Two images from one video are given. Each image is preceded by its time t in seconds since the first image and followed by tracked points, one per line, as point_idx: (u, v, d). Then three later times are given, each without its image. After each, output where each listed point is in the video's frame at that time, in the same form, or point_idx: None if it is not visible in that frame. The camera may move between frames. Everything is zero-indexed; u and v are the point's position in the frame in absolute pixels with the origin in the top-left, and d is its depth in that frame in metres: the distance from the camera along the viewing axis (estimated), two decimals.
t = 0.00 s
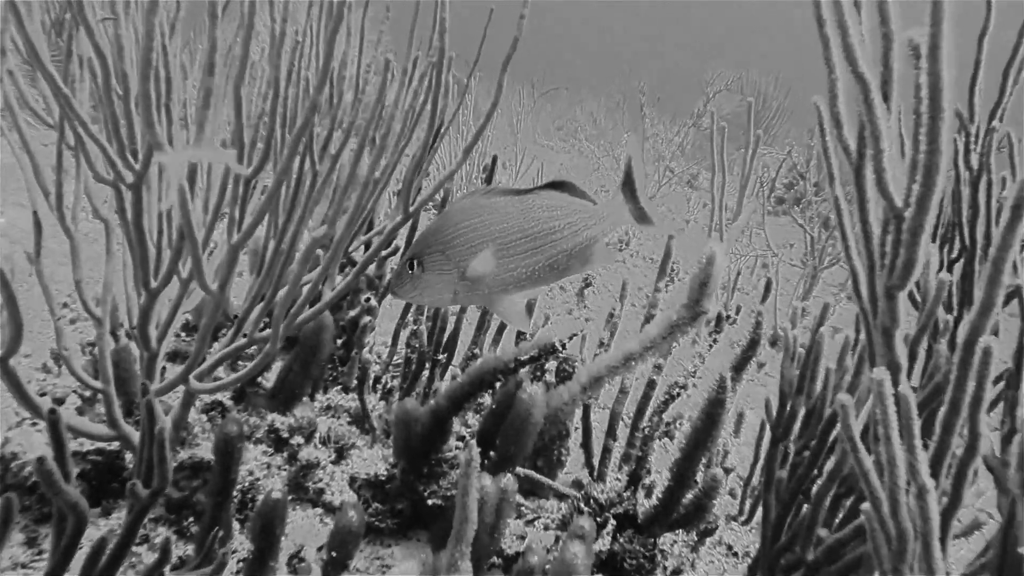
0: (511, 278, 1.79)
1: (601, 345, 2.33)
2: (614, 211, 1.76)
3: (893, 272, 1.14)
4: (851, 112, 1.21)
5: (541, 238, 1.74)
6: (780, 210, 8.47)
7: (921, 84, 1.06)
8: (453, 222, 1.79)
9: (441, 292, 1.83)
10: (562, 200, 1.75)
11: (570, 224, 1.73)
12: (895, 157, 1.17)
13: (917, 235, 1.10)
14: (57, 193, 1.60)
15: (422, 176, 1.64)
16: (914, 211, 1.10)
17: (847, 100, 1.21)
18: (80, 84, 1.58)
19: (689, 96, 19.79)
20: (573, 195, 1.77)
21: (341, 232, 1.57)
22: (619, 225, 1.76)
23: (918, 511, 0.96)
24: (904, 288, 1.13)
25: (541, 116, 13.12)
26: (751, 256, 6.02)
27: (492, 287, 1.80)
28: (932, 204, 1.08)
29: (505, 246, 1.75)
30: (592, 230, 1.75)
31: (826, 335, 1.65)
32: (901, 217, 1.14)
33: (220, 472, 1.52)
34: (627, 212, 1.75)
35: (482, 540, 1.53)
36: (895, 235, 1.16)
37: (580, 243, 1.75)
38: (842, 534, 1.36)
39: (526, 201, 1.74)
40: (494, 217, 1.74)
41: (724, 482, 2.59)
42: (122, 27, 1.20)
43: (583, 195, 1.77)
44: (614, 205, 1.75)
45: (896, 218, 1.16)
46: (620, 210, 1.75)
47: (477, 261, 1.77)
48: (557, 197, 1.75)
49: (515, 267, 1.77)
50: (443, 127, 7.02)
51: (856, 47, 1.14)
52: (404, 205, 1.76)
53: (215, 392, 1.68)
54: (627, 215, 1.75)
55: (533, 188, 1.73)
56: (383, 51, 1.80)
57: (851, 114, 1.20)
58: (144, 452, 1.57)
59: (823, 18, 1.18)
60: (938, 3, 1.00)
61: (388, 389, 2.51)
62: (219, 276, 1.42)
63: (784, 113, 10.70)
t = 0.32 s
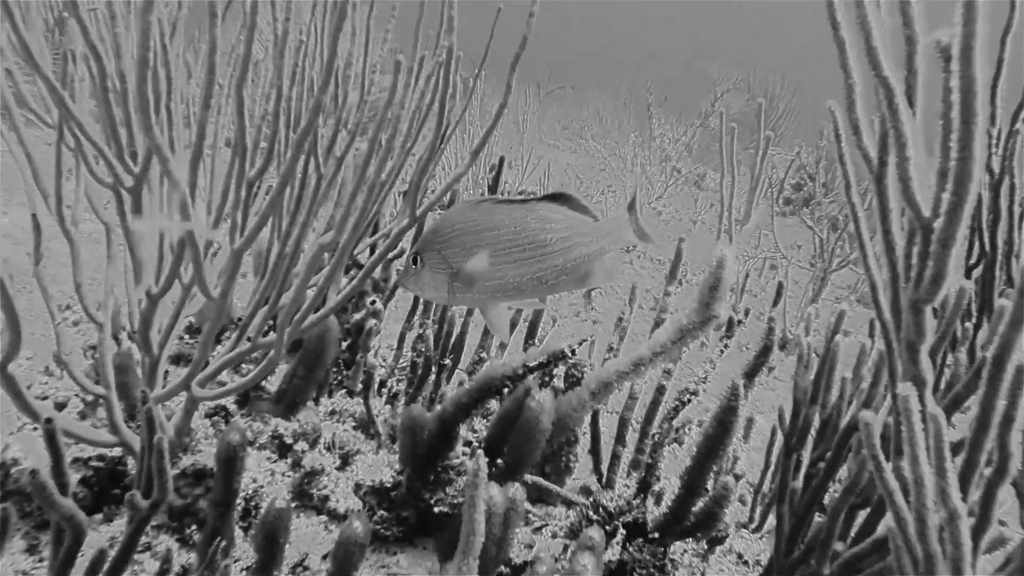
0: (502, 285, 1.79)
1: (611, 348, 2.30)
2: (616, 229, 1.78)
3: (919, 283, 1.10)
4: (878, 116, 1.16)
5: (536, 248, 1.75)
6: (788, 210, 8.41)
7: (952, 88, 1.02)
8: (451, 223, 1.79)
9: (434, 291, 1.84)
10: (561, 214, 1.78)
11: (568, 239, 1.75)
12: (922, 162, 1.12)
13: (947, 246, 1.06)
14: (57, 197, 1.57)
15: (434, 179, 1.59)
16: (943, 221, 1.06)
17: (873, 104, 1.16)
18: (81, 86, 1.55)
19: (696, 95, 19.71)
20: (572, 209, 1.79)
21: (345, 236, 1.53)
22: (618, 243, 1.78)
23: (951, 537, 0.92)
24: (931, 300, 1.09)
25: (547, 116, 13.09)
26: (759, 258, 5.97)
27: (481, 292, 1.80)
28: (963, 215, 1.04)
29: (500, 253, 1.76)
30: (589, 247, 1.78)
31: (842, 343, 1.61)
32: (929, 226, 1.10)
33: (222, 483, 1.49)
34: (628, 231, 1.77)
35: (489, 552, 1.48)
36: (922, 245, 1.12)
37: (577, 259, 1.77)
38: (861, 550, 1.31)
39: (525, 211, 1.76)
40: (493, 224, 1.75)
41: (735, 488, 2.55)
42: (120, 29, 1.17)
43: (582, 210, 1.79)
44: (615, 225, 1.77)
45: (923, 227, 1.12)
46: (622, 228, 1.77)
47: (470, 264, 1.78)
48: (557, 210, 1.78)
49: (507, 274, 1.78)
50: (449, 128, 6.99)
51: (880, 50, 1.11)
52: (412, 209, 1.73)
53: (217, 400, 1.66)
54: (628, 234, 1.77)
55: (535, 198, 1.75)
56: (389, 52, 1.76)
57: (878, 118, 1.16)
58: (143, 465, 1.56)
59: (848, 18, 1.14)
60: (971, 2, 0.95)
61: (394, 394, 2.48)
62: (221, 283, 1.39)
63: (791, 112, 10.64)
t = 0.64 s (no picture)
0: (490, 287, 1.78)
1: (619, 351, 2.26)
2: (608, 247, 1.72)
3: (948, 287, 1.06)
4: (902, 113, 1.13)
5: (524, 254, 1.73)
6: (793, 210, 8.36)
7: (985, 82, 0.98)
8: (449, 221, 1.78)
9: (429, 286, 1.86)
10: (555, 222, 1.74)
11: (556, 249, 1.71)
12: (950, 161, 1.09)
13: (981, 249, 1.02)
14: (57, 198, 1.55)
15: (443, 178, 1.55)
16: (977, 223, 1.02)
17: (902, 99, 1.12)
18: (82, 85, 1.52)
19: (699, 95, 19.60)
20: (566, 219, 1.75)
21: (350, 237, 1.50)
22: (610, 259, 1.72)
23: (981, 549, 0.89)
24: (962, 307, 1.06)
25: (550, 116, 13.06)
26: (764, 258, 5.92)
27: (471, 291, 1.79)
28: (998, 216, 1.00)
29: (489, 255, 1.74)
30: (578, 259, 1.74)
31: (856, 346, 1.58)
32: (961, 229, 1.07)
33: (223, 488, 1.45)
34: (622, 248, 1.71)
35: (497, 560, 1.44)
36: (951, 247, 1.08)
37: (564, 270, 1.74)
38: (878, 561, 1.28)
39: (518, 215, 1.72)
40: (483, 225, 1.73)
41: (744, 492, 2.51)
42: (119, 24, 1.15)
43: (577, 221, 1.75)
44: (608, 241, 1.71)
45: (953, 229, 1.08)
46: (614, 245, 1.71)
47: (462, 262, 1.77)
48: (551, 218, 1.74)
49: (495, 276, 1.76)
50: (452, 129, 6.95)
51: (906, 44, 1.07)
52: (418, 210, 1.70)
53: (220, 404, 1.63)
54: (621, 251, 1.71)
55: (529, 203, 1.72)
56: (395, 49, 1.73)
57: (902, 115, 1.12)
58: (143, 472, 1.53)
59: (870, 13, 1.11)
60: None
61: (398, 397, 2.45)
62: (223, 285, 1.35)
63: (796, 111, 10.57)
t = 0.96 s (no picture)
0: (475, 287, 1.82)
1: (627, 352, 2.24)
2: (594, 256, 1.67)
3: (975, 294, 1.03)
4: (922, 113, 1.10)
5: (508, 256, 1.74)
6: (799, 207, 8.31)
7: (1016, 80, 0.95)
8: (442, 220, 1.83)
9: (423, 281, 1.94)
10: (542, 227, 1.73)
11: (539, 254, 1.71)
12: (975, 162, 1.06)
13: (1010, 255, 0.99)
14: (57, 200, 1.53)
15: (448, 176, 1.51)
16: (1007, 227, 0.99)
17: (923, 98, 1.09)
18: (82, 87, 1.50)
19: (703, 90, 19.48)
20: (555, 223, 1.73)
21: (354, 239, 1.48)
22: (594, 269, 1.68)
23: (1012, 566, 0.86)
24: (989, 315, 1.03)
25: (554, 114, 13.03)
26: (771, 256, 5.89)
27: (456, 291, 1.85)
28: None
29: (475, 255, 1.78)
30: (562, 266, 1.71)
31: (870, 349, 1.55)
32: (989, 233, 1.03)
33: (227, 496, 1.41)
34: (607, 258, 1.66)
35: (505, 568, 1.41)
36: (977, 252, 1.05)
37: (547, 276, 1.72)
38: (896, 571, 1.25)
39: (506, 218, 1.75)
40: (471, 225, 1.78)
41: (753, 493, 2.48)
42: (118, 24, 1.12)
43: (567, 227, 1.72)
44: (594, 251, 1.67)
45: (981, 234, 1.05)
46: (600, 255, 1.66)
47: (451, 261, 1.83)
48: (540, 221, 1.74)
49: (481, 278, 1.80)
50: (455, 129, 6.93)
51: (929, 43, 1.04)
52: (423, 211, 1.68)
53: (224, 409, 1.61)
54: (606, 260, 1.66)
55: (517, 206, 1.73)
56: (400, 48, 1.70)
57: (922, 115, 1.09)
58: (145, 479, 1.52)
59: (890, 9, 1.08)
60: None
61: (403, 399, 2.43)
62: (225, 291, 1.33)
63: (800, 107, 10.50)
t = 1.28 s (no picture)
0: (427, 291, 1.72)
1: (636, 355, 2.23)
2: (561, 273, 1.67)
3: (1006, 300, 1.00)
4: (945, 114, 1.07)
5: (470, 265, 1.66)
6: (804, 203, 8.27)
7: None
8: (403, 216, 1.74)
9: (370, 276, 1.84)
10: (508, 239, 1.68)
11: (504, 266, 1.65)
12: (1003, 164, 1.03)
13: None
14: (60, 205, 1.51)
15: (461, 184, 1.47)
16: None
17: (946, 100, 1.08)
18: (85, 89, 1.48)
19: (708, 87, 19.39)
20: (522, 238, 1.70)
21: (361, 243, 1.46)
22: (556, 284, 1.67)
23: None
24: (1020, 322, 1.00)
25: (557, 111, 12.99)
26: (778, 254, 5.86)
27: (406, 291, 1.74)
28: None
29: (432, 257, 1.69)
30: (525, 280, 1.68)
31: (885, 352, 1.52)
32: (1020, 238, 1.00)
33: (234, 505, 1.39)
34: (573, 277, 1.68)
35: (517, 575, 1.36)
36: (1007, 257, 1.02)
37: (508, 288, 1.67)
38: None
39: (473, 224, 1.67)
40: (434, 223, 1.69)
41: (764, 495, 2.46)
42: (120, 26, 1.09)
43: (533, 242, 1.70)
44: (560, 267, 1.68)
45: (1012, 239, 1.02)
46: (566, 271, 1.68)
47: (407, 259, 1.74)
48: (506, 234, 1.68)
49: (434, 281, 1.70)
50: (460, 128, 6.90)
51: (957, 43, 1.03)
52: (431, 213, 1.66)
53: (230, 415, 1.59)
54: (572, 278, 1.68)
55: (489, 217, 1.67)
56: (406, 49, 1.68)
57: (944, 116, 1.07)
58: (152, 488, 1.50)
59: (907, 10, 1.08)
60: None
61: (410, 401, 2.41)
62: (231, 297, 1.30)
63: (805, 102, 10.45)
